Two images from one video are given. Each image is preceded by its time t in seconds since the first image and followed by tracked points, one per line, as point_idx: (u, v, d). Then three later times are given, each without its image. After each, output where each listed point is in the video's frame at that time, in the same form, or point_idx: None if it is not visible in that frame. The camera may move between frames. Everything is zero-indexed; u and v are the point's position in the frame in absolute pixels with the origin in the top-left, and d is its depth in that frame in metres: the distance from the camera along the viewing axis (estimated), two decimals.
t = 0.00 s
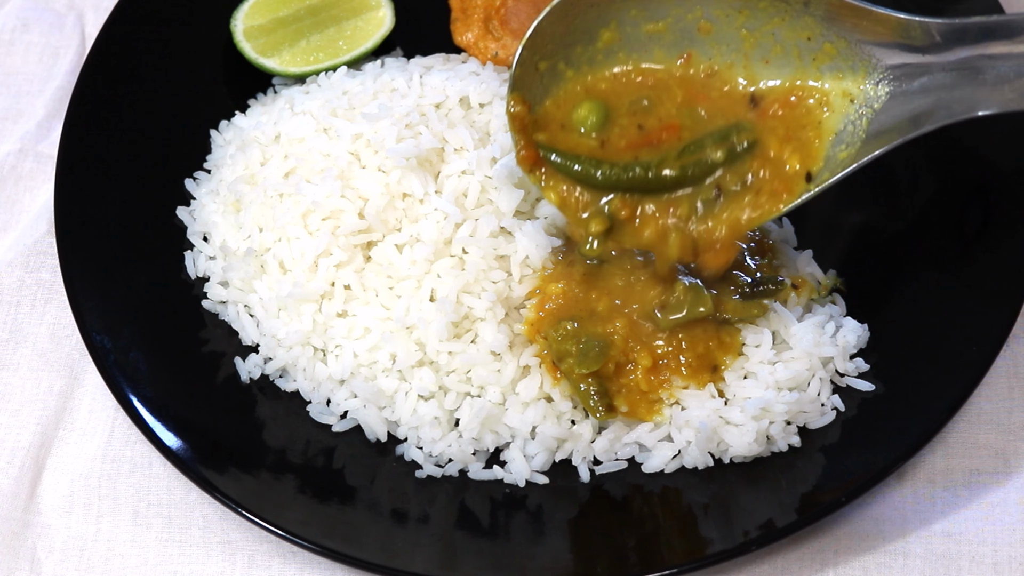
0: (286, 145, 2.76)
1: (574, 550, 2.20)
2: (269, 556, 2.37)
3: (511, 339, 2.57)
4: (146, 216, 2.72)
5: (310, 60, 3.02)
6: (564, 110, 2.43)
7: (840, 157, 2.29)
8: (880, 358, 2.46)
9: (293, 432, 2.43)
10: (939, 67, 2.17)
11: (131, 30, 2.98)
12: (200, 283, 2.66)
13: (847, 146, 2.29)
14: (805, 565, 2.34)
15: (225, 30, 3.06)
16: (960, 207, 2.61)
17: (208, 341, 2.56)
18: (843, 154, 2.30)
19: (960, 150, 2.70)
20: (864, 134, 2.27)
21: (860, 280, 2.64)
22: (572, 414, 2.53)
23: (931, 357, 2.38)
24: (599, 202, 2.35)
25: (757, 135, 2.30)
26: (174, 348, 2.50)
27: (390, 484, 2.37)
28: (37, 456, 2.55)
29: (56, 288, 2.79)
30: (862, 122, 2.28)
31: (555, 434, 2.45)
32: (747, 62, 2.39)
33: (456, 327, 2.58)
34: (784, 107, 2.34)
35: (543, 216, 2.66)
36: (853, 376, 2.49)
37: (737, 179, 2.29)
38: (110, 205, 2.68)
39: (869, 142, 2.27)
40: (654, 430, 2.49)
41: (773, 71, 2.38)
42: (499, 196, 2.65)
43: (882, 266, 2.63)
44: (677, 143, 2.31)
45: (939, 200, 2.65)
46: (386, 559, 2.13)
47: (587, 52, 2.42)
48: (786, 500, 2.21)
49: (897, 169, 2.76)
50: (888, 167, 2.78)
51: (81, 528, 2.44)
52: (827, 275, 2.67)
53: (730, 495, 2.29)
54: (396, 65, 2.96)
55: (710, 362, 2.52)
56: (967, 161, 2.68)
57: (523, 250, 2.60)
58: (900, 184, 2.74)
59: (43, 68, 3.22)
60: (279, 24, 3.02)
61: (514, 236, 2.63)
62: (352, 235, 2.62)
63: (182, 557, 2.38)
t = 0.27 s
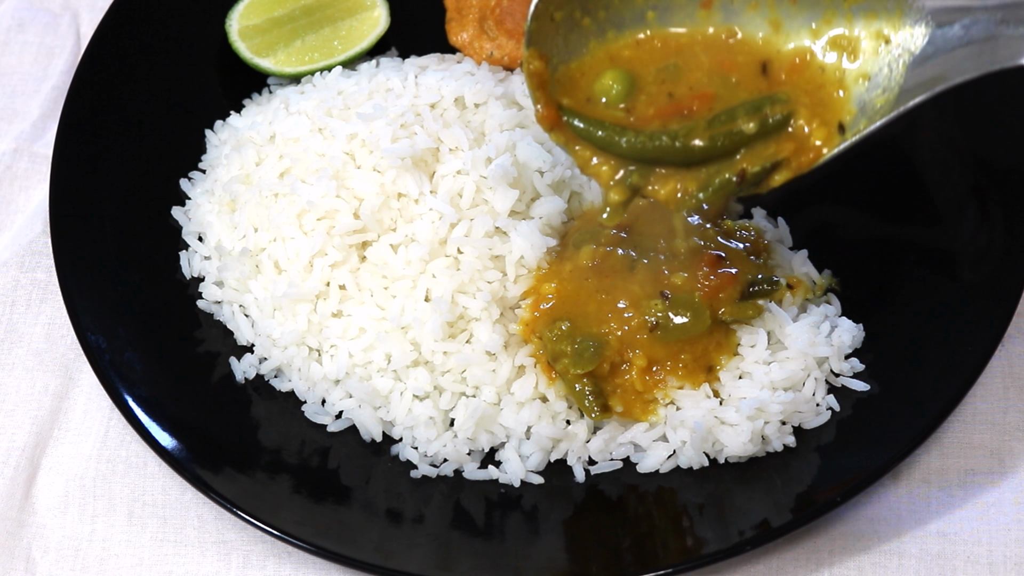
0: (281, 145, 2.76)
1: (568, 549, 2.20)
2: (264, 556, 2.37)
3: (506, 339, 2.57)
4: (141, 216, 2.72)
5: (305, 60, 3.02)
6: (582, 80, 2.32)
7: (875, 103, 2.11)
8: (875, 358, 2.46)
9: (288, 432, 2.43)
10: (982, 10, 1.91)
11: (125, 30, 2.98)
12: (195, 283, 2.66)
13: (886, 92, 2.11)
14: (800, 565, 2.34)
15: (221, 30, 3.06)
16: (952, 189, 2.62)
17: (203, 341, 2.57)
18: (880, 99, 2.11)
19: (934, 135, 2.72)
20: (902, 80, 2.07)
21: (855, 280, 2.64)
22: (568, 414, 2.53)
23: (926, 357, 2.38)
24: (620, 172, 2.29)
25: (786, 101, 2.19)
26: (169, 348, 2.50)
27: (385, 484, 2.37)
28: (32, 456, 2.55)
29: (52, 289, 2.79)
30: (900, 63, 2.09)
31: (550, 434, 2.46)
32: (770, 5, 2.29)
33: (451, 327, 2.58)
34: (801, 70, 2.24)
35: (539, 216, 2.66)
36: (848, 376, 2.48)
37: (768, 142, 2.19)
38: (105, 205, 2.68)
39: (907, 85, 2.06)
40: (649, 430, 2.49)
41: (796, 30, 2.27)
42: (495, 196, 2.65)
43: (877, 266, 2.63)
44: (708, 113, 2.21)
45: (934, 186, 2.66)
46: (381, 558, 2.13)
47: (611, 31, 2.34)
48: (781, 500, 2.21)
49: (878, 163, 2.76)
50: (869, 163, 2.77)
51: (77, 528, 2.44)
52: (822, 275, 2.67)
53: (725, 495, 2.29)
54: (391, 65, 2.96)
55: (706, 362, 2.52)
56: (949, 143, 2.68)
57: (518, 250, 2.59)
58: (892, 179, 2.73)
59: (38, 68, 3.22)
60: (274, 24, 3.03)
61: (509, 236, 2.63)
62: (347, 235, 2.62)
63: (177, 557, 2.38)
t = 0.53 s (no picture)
0: (276, 144, 2.76)
1: (563, 549, 2.20)
2: (259, 556, 2.37)
3: (501, 339, 2.57)
4: (136, 216, 2.73)
5: (300, 60, 3.03)
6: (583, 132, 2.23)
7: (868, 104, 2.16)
8: (870, 358, 2.47)
9: (284, 432, 2.43)
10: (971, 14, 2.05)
11: (120, 30, 2.98)
12: (190, 283, 2.67)
13: (880, 89, 2.15)
14: (795, 565, 2.34)
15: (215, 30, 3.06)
16: (941, 183, 2.65)
17: (198, 341, 2.56)
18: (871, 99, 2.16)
19: (906, 130, 2.76)
20: (896, 79, 2.13)
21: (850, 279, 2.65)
22: (563, 414, 2.52)
23: (920, 357, 2.38)
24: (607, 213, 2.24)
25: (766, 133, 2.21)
26: (164, 348, 2.50)
27: (380, 484, 2.36)
28: (28, 456, 2.55)
29: (47, 288, 2.80)
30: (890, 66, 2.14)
31: (545, 434, 2.46)
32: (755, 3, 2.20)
33: (446, 327, 2.58)
34: (765, 120, 2.21)
35: (533, 216, 2.67)
36: (843, 376, 2.49)
37: (743, 179, 2.18)
38: (101, 205, 2.68)
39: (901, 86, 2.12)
40: (643, 431, 2.48)
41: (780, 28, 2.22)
42: (490, 196, 2.65)
43: (872, 266, 2.63)
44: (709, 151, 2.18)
45: (919, 182, 2.69)
46: (376, 559, 2.13)
47: (595, 45, 2.19)
48: (776, 500, 2.21)
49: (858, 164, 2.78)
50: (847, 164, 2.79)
51: (72, 528, 2.43)
52: (817, 275, 2.69)
53: (720, 495, 2.29)
54: (386, 65, 2.97)
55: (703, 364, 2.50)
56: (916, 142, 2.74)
57: (513, 250, 2.60)
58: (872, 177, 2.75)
59: (33, 68, 3.22)
60: (269, 24, 3.03)
61: (504, 236, 2.63)
62: (342, 235, 2.62)
63: (172, 557, 2.37)
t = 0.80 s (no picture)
0: (271, 144, 2.76)
1: (558, 549, 2.20)
2: (254, 556, 2.37)
3: (496, 339, 2.56)
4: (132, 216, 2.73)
5: (296, 60, 3.03)
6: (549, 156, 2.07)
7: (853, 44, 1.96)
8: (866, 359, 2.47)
9: (279, 432, 2.43)
10: None
11: (116, 30, 2.99)
12: (185, 283, 2.66)
13: (863, 31, 1.95)
14: (790, 565, 2.34)
15: (211, 31, 3.07)
16: (929, 170, 2.67)
17: (193, 341, 2.57)
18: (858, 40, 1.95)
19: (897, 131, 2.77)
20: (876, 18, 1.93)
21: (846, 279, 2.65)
22: (558, 414, 2.52)
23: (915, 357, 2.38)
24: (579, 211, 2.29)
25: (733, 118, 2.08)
26: (159, 348, 2.50)
27: (376, 484, 2.36)
28: (22, 456, 2.55)
29: (42, 288, 2.80)
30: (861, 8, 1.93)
31: (540, 434, 2.46)
32: None
33: (441, 327, 2.58)
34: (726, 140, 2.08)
35: (529, 216, 2.67)
36: (839, 376, 2.50)
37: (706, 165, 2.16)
38: (97, 205, 2.68)
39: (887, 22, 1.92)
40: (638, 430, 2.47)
41: None
42: (485, 196, 2.65)
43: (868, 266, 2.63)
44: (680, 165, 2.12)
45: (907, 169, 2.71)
46: (371, 558, 2.13)
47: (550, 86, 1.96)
48: (772, 500, 2.21)
49: (851, 163, 2.78)
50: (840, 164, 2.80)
51: (67, 528, 2.43)
52: (812, 275, 2.70)
53: (715, 495, 2.29)
54: (381, 65, 2.97)
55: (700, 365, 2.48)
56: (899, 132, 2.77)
57: (508, 250, 2.59)
58: (859, 168, 2.77)
59: (28, 68, 3.22)
60: (264, 24, 3.04)
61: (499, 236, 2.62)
62: (337, 235, 2.62)
63: (167, 557, 2.37)
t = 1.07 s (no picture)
0: (266, 144, 2.76)
1: (553, 549, 2.20)
2: (249, 556, 2.37)
3: (492, 339, 2.56)
4: (126, 216, 2.72)
5: (291, 60, 3.03)
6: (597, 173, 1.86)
7: None
8: (861, 358, 2.47)
9: (274, 432, 2.43)
10: None
11: (111, 31, 2.99)
12: (180, 283, 2.66)
13: None
14: (785, 565, 2.34)
15: (206, 31, 3.07)
16: (923, 172, 2.70)
17: (188, 341, 2.56)
18: None
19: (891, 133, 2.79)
20: None
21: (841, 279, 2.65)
22: (553, 414, 2.52)
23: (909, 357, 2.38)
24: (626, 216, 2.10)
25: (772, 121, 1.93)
26: (153, 348, 2.50)
27: (371, 484, 2.36)
28: (17, 456, 2.55)
29: (37, 288, 2.80)
30: None
31: (536, 434, 2.47)
32: None
33: (436, 327, 2.58)
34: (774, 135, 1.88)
35: (524, 216, 2.66)
36: (833, 376, 2.48)
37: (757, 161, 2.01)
38: (92, 205, 2.68)
39: None
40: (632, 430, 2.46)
41: None
42: (480, 196, 2.65)
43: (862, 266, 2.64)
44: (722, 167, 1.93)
45: (893, 163, 2.76)
46: (366, 558, 2.13)
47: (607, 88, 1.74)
48: (767, 500, 2.20)
49: (846, 165, 2.80)
50: (835, 165, 2.82)
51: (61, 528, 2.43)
52: (808, 275, 2.68)
53: (710, 495, 2.29)
54: (376, 65, 2.98)
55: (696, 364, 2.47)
56: (886, 121, 2.83)
57: (503, 250, 2.59)
58: (846, 159, 2.82)
59: (23, 68, 3.22)
60: (259, 24, 3.04)
61: (494, 236, 2.62)
62: (332, 235, 2.62)
63: (162, 557, 2.37)
